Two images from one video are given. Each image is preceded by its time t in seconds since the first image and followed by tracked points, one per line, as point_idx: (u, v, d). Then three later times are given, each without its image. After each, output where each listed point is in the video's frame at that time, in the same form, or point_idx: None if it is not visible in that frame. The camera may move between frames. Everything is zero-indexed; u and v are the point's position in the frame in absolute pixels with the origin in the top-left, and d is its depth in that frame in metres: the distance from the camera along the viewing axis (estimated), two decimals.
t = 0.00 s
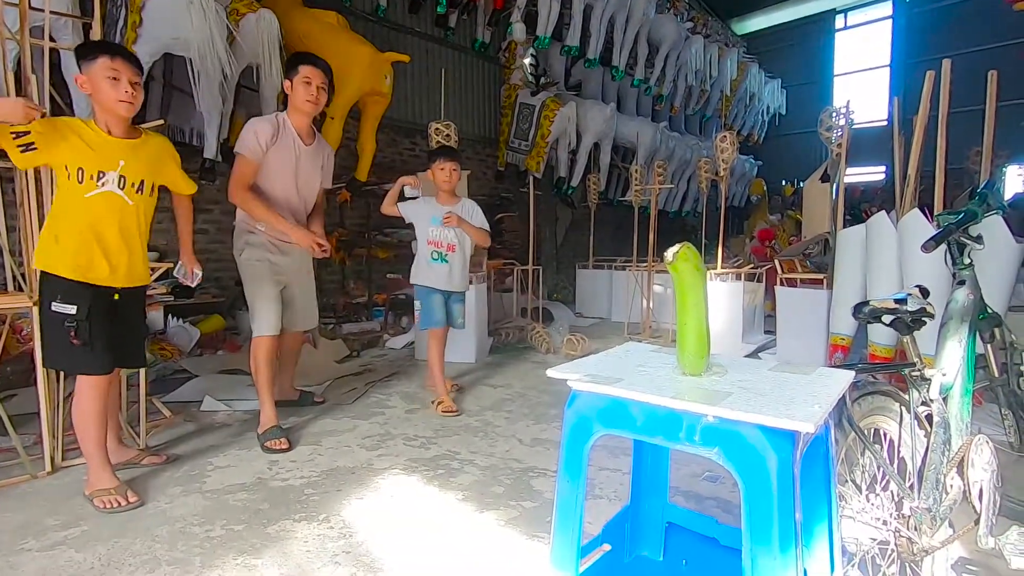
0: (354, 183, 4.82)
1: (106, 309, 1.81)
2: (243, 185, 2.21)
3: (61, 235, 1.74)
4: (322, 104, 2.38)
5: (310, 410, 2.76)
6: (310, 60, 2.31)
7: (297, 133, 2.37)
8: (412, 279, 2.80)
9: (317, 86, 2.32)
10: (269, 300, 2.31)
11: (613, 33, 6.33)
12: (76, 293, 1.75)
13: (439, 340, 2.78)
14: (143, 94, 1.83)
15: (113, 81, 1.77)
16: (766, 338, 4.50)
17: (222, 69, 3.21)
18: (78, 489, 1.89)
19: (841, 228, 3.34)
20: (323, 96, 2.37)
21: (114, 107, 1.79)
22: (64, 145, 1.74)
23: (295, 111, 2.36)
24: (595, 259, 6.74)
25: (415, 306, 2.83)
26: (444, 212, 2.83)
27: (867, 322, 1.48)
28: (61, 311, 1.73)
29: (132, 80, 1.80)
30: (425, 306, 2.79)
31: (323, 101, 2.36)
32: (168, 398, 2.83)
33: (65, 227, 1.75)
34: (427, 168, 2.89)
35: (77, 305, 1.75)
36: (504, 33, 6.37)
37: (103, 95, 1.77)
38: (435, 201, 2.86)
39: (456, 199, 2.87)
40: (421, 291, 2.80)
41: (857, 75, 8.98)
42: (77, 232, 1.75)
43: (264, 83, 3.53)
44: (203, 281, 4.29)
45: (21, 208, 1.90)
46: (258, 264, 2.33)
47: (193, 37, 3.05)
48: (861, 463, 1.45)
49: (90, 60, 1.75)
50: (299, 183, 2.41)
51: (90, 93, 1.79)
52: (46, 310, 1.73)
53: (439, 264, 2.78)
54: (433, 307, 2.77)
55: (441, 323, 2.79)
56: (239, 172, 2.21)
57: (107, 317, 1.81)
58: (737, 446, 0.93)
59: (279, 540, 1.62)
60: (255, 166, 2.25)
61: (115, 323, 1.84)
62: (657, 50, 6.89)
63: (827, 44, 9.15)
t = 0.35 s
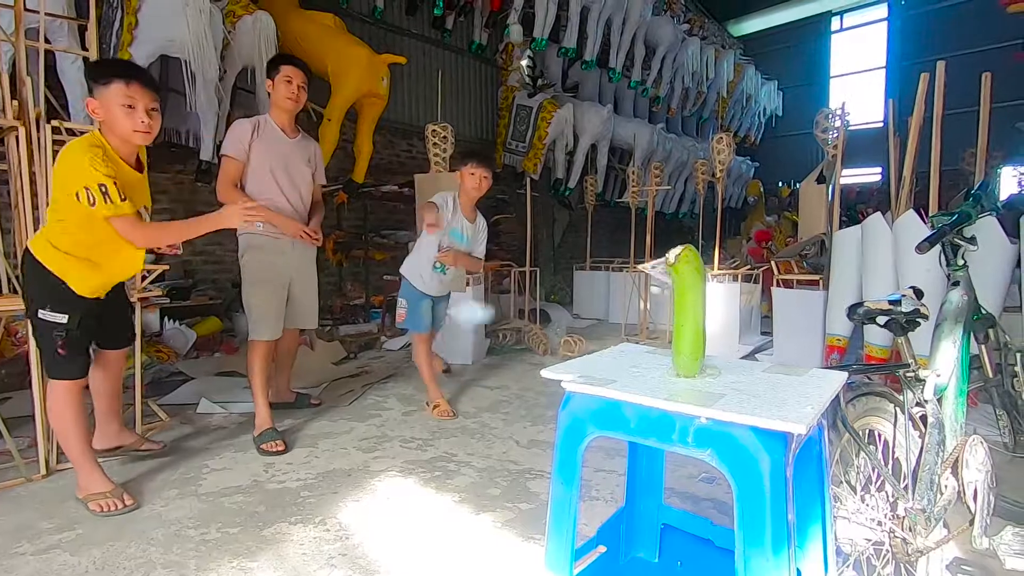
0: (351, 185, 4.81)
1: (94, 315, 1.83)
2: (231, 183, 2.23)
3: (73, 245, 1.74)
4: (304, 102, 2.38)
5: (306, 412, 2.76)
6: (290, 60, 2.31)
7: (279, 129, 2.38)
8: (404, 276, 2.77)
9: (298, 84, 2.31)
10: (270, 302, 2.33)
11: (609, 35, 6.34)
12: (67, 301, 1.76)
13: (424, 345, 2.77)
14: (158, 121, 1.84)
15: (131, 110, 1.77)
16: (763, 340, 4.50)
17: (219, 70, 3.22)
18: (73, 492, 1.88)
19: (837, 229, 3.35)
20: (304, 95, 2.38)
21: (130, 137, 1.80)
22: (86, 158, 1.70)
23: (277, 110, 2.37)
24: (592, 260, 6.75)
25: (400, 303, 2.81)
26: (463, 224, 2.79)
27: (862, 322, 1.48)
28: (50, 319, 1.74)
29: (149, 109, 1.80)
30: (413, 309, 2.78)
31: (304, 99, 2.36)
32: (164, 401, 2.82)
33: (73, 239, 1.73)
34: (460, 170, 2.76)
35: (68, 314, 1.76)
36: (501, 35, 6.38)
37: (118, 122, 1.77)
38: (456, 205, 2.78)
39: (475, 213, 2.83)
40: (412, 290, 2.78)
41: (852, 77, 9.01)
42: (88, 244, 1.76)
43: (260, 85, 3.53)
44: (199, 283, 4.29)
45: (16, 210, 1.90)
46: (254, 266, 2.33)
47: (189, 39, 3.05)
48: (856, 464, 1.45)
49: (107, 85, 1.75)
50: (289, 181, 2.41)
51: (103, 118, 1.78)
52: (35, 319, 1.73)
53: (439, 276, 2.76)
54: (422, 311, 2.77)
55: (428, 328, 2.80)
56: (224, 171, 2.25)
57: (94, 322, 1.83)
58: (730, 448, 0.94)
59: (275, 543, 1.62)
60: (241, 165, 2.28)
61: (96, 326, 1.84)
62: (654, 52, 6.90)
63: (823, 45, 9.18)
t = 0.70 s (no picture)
0: (350, 185, 4.81)
1: (98, 318, 1.81)
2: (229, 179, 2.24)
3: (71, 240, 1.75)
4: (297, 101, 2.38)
5: (305, 413, 2.76)
6: (283, 60, 2.31)
7: (273, 129, 2.38)
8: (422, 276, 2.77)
9: (291, 84, 2.31)
10: (268, 300, 2.32)
11: (608, 36, 6.35)
12: (73, 305, 1.75)
13: (431, 343, 2.77)
14: (141, 102, 1.82)
15: (112, 91, 1.75)
16: (762, 340, 4.51)
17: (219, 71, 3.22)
18: (70, 494, 1.88)
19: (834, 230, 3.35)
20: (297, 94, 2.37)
21: (114, 119, 1.78)
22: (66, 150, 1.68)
23: (270, 110, 2.36)
24: (591, 261, 6.77)
25: (416, 304, 2.80)
26: (473, 215, 2.81)
27: (861, 322, 1.48)
28: (56, 323, 1.73)
29: (130, 90, 1.79)
30: (428, 308, 2.77)
31: (297, 97, 2.36)
32: (163, 402, 2.82)
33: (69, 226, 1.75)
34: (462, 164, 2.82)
35: (74, 318, 1.74)
36: (499, 36, 6.39)
37: (100, 105, 1.75)
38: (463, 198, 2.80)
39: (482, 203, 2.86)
40: (428, 286, 2.77)
41: (850, 78, 9.02)
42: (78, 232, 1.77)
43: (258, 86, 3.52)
44: (197, 284, 4.28)
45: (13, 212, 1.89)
46: (252, 268, 2.32)
47: (188, 40, 3.05)
48: (855, 465, 1.46)
49: (87, 68, 1.73)
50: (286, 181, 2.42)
51: (88, 104, 1.77)
52: (41, 322, 1.72)
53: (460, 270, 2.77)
54: (437, 310, 2.76)
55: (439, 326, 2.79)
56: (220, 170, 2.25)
57: (98, 324, 1.81)
58: (730, 449, 0.93)
59: (273, 544, 1.61)
60: (237, 164, 2.28)
61: (107, 330, 1.85)
62: (652, 53, 6.91)
63: (821, 46, 9.20)
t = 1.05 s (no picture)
0: (350, 185, 4.81)
1: (95, 313, 1.80)
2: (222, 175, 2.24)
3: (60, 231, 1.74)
4: (299, 102, 2.38)
5: (305, 413, 2.76)
6: (286, 61, 2.30)
7: (274, 129, 2.38)
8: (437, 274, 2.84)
9: (293, 85, 2.30)
10: (266, 300, 2.32)
11: (609, 36, 6.34)
12: (67, 297, 1.74)
13: (443, 337, 2.79)
14: (131, 99, 1.82)
15: (101, 88, 1.75)
16: (762, 340, 4.50)
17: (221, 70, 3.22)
18: (71, 493, 1.88)
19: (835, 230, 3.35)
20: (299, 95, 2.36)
21: (104, 115, 1.78)
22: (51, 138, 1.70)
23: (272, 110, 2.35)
24: (591, 261, 6.77)
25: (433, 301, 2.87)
26: (482, 218, 2.84)
27: (863, 323, 1.48)
28: (49, 314, 1.72)
29: (120, 87, 1.78)
30: (442, 303, 2.82)
31: (299, 98, 2.35)
32: (163, 401, 2.82)
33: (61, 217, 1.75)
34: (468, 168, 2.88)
35: (67, 309, 1.73)
36: (500, 36, 6.39)
37: (91, 102, 1.75)
38: (472, 201, 2.85)
39: (493, 207, 2.89)
40: (444, 285, 2.84)
41: (850, 79, 9.03)
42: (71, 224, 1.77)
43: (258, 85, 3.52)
44: (197, 283, 4.28)
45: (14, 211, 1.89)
46: (252, 267, 2.32)
47: (189, 39, 3.04)
48: (857, 465, 1.45)
49: (78, 66, 1.73)
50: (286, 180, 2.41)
51: (80, 100, 1.77)
52: (34, 314, 1.72)
53: (472, 270, 2.82)
54: (450, 305, 2.80)
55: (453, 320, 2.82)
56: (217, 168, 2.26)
57: (96, 320, 1.80)
58: (733, 449, 0.93)
59: (274, 543, 1.61)
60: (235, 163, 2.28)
61: (109, 327, 1.85)
62: (653, 53, 6.90)
63: (821, 47, 9.20)
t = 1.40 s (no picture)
0: (350, 185, 4.81)
1: (102, 311, 1.80)
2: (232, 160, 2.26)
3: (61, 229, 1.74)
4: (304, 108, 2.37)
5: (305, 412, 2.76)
6: (291, 65, 2.31)
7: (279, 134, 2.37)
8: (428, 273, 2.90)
9: (299, 90, 2.30)
10: (266, 299, 2.31)
11: (609, 36, 6.34)
12: (74, 294, 1.74)
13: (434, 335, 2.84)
14: (131, 103, 1.82)
15: (102, 90, 1.75)
16: (762, 341, 4.50)
17: (222, 69, 3.22)
18: (71, 492, 1.88)
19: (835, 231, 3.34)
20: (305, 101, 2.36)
21: (103, 116, 1.78)
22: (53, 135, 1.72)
23: (278, 116, 2.35)
24: (591, 261, 6.76)
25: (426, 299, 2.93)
26: (470, 213, 2.89)
27: (863, 324, 1.48)
28: (59, 311, 1.73)
29: (121, 90, 1.78)
30: (433, 301, 2.87)
31: (304, 104, 2.35)
32: (163, 400, 2.82)
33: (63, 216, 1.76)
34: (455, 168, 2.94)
35: (76, 306, 1.74)
36: (500, 36, 6.38)
37: (91, 103, 1.76)
38: (458, 199, 2.90)
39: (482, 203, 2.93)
40: (434, 283, 2.89)
41: (851, 79, 9.03)
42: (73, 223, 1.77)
43: (258, 85, 3.52)
44: (197, 282, 4.28)
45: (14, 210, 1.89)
46: (252, 266, 2.32)
47: (190, 38, 3.05)
48: (857, 465, 1.45)
49: (79, 69, 1.74)
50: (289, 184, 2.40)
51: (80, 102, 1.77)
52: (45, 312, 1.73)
53: (461, 266, 2.86)
54: (440, 303, 2.85)
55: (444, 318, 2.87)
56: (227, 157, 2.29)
57: (103, 317, 1.80)
58: (733, 449, 0.93)
59: (273, 543, 1.61)
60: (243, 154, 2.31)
61: (117, 324, 1.85)
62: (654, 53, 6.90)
63: (822, 48, 9.20)
